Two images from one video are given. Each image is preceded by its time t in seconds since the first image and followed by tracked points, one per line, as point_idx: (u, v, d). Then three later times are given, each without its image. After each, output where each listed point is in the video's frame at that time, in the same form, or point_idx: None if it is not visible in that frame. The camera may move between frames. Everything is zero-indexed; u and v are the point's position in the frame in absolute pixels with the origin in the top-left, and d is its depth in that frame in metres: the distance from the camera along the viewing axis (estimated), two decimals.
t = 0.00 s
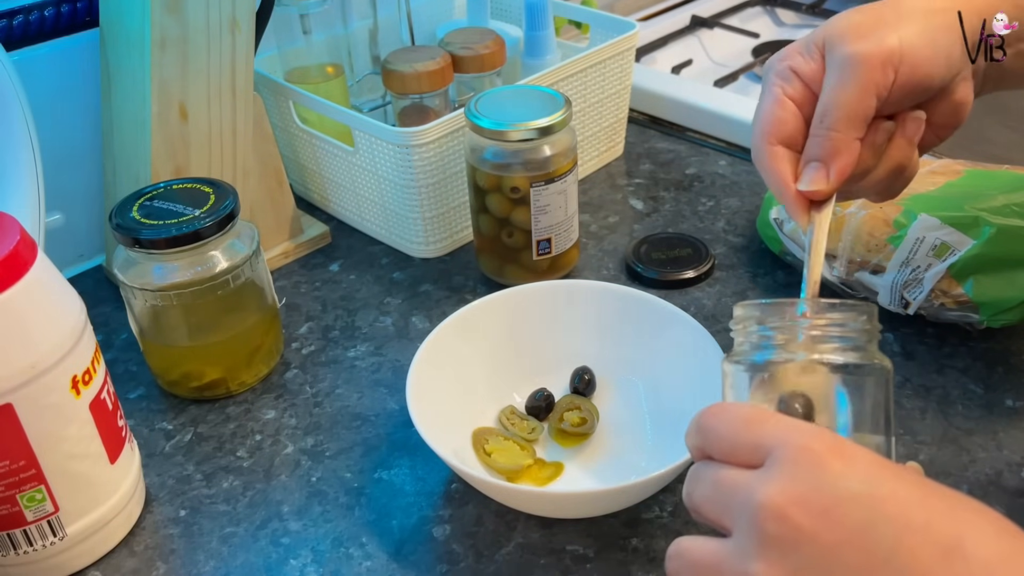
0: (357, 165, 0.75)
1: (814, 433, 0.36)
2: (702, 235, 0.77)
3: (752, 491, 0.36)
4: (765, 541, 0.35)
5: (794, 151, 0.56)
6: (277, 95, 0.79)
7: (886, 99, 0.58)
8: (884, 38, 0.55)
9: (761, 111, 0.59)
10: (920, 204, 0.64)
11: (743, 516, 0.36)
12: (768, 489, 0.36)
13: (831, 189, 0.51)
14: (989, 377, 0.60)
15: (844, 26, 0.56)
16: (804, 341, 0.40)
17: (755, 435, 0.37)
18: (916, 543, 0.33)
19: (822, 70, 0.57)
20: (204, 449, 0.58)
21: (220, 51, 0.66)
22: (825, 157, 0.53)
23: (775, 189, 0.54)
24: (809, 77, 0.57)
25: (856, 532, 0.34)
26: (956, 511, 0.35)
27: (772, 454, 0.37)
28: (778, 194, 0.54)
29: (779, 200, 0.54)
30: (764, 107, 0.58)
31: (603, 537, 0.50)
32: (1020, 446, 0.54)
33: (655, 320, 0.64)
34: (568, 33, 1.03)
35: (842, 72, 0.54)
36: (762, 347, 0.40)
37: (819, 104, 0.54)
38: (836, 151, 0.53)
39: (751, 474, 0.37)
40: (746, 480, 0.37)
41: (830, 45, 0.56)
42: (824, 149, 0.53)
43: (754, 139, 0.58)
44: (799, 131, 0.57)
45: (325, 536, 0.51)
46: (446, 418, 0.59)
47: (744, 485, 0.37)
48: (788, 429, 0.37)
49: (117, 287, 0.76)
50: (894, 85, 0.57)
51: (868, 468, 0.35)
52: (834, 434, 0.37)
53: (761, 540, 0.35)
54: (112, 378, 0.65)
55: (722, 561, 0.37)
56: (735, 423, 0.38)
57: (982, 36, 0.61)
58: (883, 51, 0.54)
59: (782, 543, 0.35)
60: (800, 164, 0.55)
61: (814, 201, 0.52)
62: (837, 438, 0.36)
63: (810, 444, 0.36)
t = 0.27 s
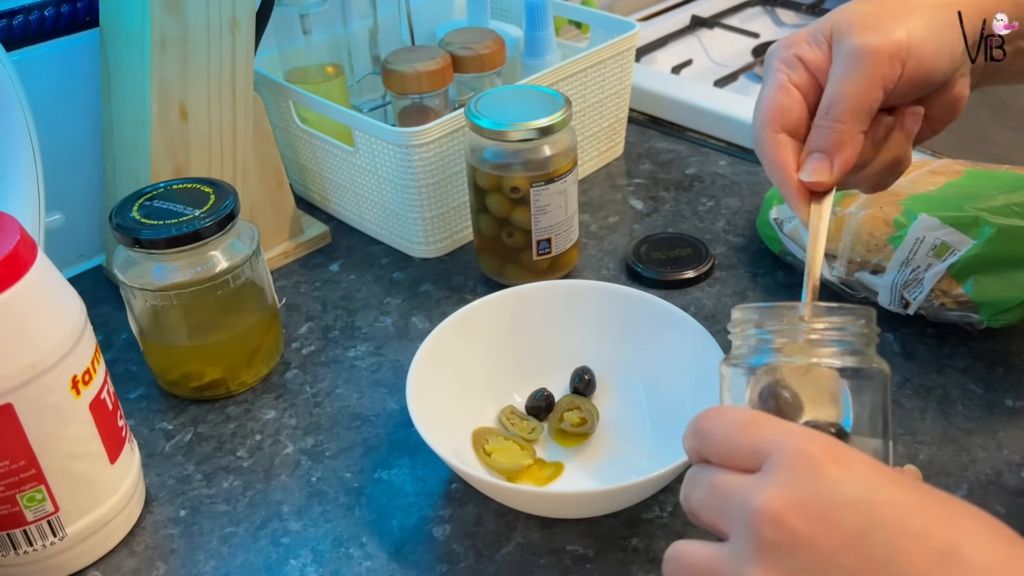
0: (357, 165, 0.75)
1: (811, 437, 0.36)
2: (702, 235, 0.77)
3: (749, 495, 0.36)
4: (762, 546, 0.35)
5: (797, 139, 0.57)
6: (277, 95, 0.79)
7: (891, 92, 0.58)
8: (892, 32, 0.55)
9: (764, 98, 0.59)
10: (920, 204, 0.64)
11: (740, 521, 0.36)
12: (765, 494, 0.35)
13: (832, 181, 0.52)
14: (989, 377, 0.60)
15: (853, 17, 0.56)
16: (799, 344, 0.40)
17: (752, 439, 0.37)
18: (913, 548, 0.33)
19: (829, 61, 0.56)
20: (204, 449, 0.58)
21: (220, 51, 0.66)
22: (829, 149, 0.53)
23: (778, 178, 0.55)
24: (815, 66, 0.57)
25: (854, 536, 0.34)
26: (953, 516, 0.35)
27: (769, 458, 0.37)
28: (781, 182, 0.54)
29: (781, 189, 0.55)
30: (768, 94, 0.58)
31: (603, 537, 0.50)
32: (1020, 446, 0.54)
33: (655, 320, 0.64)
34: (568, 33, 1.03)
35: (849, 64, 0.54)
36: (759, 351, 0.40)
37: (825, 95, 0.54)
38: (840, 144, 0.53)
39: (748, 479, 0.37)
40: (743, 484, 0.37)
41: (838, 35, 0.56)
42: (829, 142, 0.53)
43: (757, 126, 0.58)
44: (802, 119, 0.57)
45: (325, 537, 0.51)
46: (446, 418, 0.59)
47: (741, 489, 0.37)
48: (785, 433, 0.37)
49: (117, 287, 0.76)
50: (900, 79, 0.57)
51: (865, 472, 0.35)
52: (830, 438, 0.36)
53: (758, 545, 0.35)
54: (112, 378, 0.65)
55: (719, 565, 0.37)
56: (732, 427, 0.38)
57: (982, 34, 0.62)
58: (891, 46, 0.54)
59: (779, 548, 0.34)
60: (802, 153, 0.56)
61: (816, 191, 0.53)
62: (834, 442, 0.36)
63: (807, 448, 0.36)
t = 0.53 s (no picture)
0: (357, 164, 0.75)
1: (809, 444, 0.36)
2: (702, 235, 0.77)
3: (747, 503, 0.36)
4: (760, 554, 0.35)
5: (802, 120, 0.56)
6: (277, 95, 0.79)
7: (901, 89, 0.58)
8: (914, 28, 0.55)
9: (774, 74, 0.58)
10: (920, 204, 0.64)
11: (738, 528, 0.36)
12: (763, 502, 0.35)
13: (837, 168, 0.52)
14: (989, 377, 0.60)
15: (877, 7, 0.56)
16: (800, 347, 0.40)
17: (750, 446, 0.37)
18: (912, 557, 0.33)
19: (847, 50, 0.56)
20: (204, 449, 0.58)
21: (220, 51, 0.66)
22: (839, 136, 0.53)
23: (782, 158, 0.54)
24: (831, 52, 0.57)
25: (853, 546, 0.34)
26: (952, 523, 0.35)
27: (767, 465, 0.36)
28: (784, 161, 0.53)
29: (784, 169, 0.54)
30: (779, 71, 0.57)
31: (603, 537, 0.50)
32: (1020, 446, 0.54)
33: (655, 320, 0.64)
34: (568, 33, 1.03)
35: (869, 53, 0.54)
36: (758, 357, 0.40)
37: (842, 82, 0.54)
38: (850, 132, 0.53)
39: (746, 486, 0.37)
40: (741, 491, 0.37)
41: (858, 24, 0.56)
42: (840, 128, 0.53)
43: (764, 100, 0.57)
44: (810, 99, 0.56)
45: (325, 536, 0.51)
46: (446, 418, 0.59)
47: (739, 496, 0.37)
48: (783, 440, 0.37)
49: (117, 287, 0.76)
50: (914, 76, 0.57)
51: (864, 480, 0.35)
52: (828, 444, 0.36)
53: (756, 553, 0.35)
54: (112, 378, 0.65)
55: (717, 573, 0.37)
56: (730, 433, 0.38)
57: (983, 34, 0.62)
58: (911, 44, 0.55)
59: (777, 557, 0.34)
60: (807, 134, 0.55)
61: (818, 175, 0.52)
62: (832, 449, 0.36)
63: (805, 455, 0.36)
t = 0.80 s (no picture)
0: (358, 164, 0.75)
1: (799, 461, 0.36)
2: (702, 235, 0.77)
3: (741, 527, 0.36)
4: None
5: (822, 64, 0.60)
6: (277, 95, 0.79)
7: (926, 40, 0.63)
8: None
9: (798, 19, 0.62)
10: (920, 204, 0.63)
11: (733, 551, 0.36)
12: (756, 528, 0.35)
13: (850, 110, 0.55)
14: (989, 377, 0.60)
15: None
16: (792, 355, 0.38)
17: (740, 465, 0.37)
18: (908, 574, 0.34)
19: None
20: (204, 449, 0.58)
21: (220, 51, 0.66)
22: (855, 79, 0.56)
23: (798, 98, 0.58)
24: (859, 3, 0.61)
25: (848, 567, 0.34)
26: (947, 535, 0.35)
27: (758, 485, 0.36)
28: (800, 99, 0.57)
29: (799, 109, 0.58)
30: (805, 14, 0.61)
31: (603, 537, 0.50)
32: (1020, 446, 0.54)
33: (655, 320, 0.64)
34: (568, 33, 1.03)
35: None
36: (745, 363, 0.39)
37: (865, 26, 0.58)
38: (865, 74, 0.57)
39: (739, 507, 0.37)
40: (734, 513, 0.37)
41: None
42: (858, 70, 0.57)
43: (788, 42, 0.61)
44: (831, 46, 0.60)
45: (325, 536, 0.51)
46: (446, 418, 0.59)
47: (733, 518, 0.36)
48: (772, 458, 0.36)
49: (117, 287, 0.76)
50: (939, 27, 0.62)
51: (858, 495, 0.35)
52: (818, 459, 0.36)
53: None
54: (111, 378, 0.65)
55: None
56: (718, 451, 0.37)
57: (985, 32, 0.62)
58: None
59: None
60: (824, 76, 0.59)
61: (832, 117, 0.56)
62: (823, 464, 0.36)
63: (795, 476, 0.35)
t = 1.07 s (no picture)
0: (358, 164, 0.75)
1: (791, 463, 0.35)
2: (702, 235, 0.78)
3: (738, 531, 0.36)
4: None
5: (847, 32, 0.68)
6: (278, 95, 0.79)
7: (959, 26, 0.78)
8: None
9: None
10: (921, 204, 0.63)
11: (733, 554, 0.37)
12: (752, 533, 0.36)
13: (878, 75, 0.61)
14: (989, 377, 0.60)
15: None
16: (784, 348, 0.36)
17: (732, 466, 0.36)
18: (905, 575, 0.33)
19: None
20: (204, 449, 0.58)
21: (220, 51, 0.66)
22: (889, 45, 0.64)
23: (829, 56, 0.66)
24: None
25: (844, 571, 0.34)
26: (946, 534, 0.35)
27: (751, 487, 0.36)
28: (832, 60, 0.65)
29: (831, 65, 0.65)
30: None
31: (603, 537, 0.50)
32: (1020, 446, 0.54)
33: (656, 321, 0.64)
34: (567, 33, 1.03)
35: None
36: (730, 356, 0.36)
37: None
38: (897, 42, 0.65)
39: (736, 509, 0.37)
40: (731, 516, 0.37)
41: None
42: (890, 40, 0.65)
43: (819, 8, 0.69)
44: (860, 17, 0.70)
45: (325, 536, 0.51)
46: (446, 418, 0.59)
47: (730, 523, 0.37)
48: (763, 458, 0.36)
49: (117, 287, 0.76)
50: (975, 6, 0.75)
51: (852, 497, 0.35)
52: (811, 459, 0.36)
53: None
54: (111, 378, 0.65)
55: None
56: (709, 451, 0.37)
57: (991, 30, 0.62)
58: None
59: None
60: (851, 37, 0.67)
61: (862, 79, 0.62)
62: (817, 465, 0.35)
63: (787, 481, 0.35)
